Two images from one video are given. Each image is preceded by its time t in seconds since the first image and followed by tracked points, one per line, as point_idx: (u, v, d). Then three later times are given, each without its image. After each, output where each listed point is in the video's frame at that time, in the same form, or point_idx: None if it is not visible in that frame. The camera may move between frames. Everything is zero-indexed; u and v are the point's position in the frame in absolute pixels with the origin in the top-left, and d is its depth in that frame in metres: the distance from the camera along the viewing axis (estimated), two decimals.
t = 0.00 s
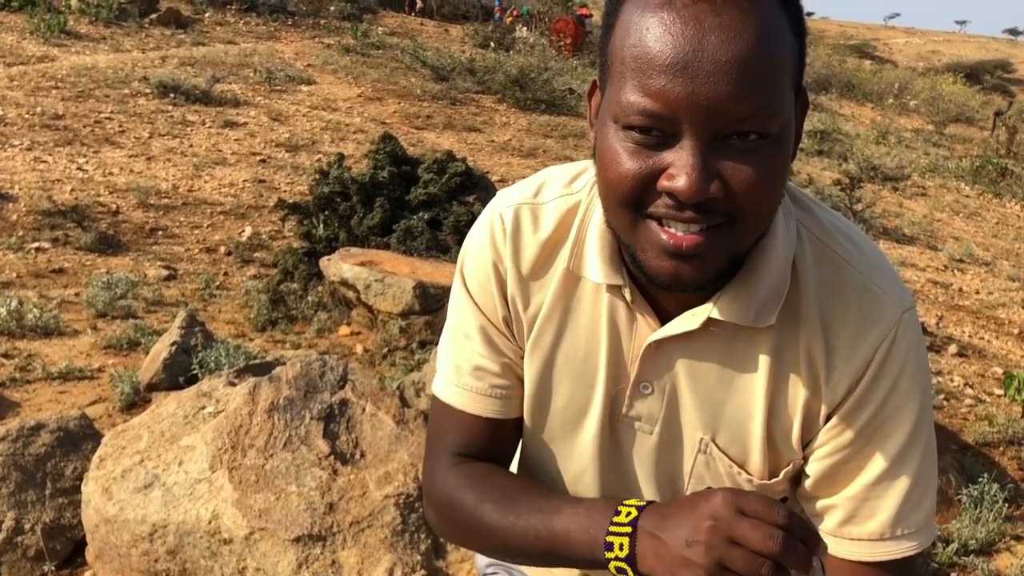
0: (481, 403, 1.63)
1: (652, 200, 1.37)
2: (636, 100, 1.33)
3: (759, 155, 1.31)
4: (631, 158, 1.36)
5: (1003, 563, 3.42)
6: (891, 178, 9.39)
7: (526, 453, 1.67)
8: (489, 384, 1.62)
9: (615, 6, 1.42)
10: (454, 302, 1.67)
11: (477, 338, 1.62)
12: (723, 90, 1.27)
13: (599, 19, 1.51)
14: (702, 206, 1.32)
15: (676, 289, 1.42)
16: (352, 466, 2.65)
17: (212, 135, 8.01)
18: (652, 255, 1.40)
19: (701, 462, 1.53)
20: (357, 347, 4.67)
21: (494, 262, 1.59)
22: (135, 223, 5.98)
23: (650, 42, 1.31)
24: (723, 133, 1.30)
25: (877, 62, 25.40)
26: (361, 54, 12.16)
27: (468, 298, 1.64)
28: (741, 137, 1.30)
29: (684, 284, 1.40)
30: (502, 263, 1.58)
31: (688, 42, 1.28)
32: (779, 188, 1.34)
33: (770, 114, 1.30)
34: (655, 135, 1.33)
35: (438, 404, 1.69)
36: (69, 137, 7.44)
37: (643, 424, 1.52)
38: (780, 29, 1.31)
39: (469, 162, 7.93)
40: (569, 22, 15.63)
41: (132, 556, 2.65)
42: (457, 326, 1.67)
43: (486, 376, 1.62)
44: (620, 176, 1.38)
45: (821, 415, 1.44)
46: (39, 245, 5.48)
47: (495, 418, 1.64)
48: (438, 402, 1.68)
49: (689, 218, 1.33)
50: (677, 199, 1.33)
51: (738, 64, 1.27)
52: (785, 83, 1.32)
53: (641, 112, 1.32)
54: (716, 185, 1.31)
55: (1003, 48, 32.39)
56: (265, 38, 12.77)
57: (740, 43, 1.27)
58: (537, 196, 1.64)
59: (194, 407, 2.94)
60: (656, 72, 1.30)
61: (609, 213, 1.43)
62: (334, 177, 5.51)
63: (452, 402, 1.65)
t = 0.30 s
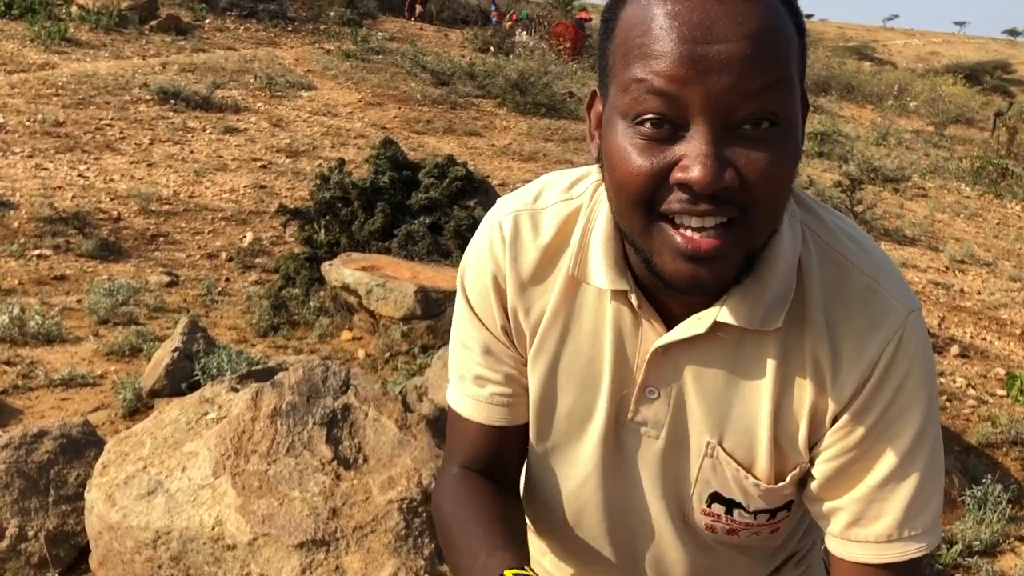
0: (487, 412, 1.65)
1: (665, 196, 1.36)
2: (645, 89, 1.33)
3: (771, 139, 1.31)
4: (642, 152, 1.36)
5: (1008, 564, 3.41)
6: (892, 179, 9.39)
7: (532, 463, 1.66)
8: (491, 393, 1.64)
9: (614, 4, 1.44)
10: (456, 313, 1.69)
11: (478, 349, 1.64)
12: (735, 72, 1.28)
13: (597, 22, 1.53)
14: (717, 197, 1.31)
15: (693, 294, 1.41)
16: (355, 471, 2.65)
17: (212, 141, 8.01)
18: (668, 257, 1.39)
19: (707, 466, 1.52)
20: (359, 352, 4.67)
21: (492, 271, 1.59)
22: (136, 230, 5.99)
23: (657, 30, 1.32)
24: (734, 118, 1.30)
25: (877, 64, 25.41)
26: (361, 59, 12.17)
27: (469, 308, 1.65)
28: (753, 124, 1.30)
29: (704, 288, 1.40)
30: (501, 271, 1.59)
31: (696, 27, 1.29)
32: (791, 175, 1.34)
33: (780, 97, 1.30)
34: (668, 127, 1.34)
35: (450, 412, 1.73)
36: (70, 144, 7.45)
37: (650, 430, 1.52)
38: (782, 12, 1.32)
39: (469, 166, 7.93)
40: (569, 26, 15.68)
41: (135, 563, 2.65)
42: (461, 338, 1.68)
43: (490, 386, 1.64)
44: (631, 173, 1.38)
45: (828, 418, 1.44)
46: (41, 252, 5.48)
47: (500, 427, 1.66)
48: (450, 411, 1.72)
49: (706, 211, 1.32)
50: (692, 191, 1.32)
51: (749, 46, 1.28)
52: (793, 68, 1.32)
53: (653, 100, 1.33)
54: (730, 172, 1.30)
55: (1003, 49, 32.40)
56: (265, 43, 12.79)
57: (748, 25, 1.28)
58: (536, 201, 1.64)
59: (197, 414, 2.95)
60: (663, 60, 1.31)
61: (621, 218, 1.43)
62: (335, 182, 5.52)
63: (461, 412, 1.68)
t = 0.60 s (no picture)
0: (486, 424, 1.69)
1: (675, 223, 1.36)
2: (646, 121, 1.33)
3: (778, 163, 1.31)
4: (649, 181, 1.36)
5: (1014, 563, 3.41)
6: (891, 178, 9.39)
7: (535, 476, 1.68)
8: (488, 407, 1.68)
9: (608, 33, 1.43)
10: (456, 332, 1.70)
11: (477, 365, 1.67)
12: (737, 100, 1.27)
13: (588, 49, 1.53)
14: (727, 224, 1.32)
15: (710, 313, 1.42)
16: (358, 479, 2.65)
17: (212, 150, 8.02)
18: (682, 282, 1.40)
19: (715, 477, 1.53)
20: (361, 359, 4.67)
21: (490, 290, 1.60)
22: (136, 239, 5.99)
23: (657, 62, 1.32)
24: (739, 144, 1.30)
25: (875, 63, 25.43)
26: (359, 65, 12.19)
27: (465, 325, 1.67)
28: (759, 146, 1.30)
29: (719, 307, 1.40)
30: (499, 290, 1.59)
31: (695, 59, 1.29)
32: (797, 195, 1.34)
33: (783, 120, 1.30)
34: (672, 155, 1.34)
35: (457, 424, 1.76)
36: (70, 155, 7.45)
37: (656, 443, 1.53)
38: (776, 33, 1.32)
39: (469, 171, 7.94)
40: (567, 29, 15.79)
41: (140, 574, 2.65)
42: (460, 353, 1.70)
43: (487, 400, 1.67)
44: (639, 203, 1.38)
45: (832, 424, 1.44)
46: (42, 263, 5.49)
47: (499, 438, 1.70)
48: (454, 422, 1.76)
49: (717, 237, 1.32)
50: (702, 218, 1.32)
51: (750, 73, 1.27)
52: (792, 89, 1.32)
53: (656, 132, 1.32)
54: (740, 199, 1.30)
55: (1000, 46, 32.40)
56: (263, 51, 12.80)
57: (746, 53, 1.28)
58: (531, 216, 1.63)
59: (200, 423, 2.95)
60: (664, 92, 1.31)
61: (626, 239, 1.44)
62: (335, 190, 5.52)
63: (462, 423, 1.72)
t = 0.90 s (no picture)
0: (486, 433, 1.69)
1: (655, 223, 1.37)
2: (630, 118, 1.34)
3: (758, 169, 1.31)
4: (630, 180, 1.37)
5: (1018, 562, 3.40)
6: (888, 177, 9.40)
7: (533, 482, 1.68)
8: (488, 413, 1.68)
9: (604, 32, 1.43)
10: (455, 340, 1.70)
11: (477, 373, 1.67)
12: (718, 104, 1.27)
13: (586, 48, 1.53)
14: (704, 224, 1.32)
15: (683, 314, 1.42)
16: (360, 489, 2.65)
17: (209, 160, 8.03)
18: (658, 280, 1.40)
19: (710, 480, 1.53)
20: (361, 368, 4.67)
21: (488, 296, 1.60)
22: (136, 251, 5.99)
23: (643, 62, 1.32)
24: (720, 147, 1.30)
25: (870, 63, 25.45)
26: (356, 73, 12.21)
27: (465, 332, 1.67)
28: (740, 151, 1.30)
29: (694, 308, 1.40)
30: (497, 297, 1.59)
31: (680, 61, 1.29)
32: (778, 200, 1.34)
33: (767, 127, 1.30)
34: (654, 155, 1.34)
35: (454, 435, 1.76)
36: (68, 168, 7.46)
37: (651, 447, 1.52)
38: (766, 41, 1.31)
39: (467, 178, 7.94)
40: (562, 35, 15.82)
41: None
42: (461, 362, 1.71)
43: (487, 408, 1.67)
44: (620, 200, 1.39)
45: (827, 430, 1.44)
46: (41, 276, 5.49)
47: (498, 446, 1.70)
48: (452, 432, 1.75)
49: (693, 239, 1.33)
50: (680, 219, 1.33)
51: (733, 80, 1.27)
52: (779, 96, 1.32)
53: (639, 130, 1.33)
54: (717, 203, 1.30)
55: (996, 44, 32.46)
56: (259, 61, 12.82)
57: (731, 59, 1.28)
58: (528, 223, 1.64)
59: (201, 436, 2.95)
60: (648, 92, 1.31)
61: (612, 242, 1.44)
62: (333, 199, 5.52)
63: (462, 433, 1.72)
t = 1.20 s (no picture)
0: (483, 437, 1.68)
1: (668, 230, 1.37)
2: (639, 127, 1.34)
3: (769, 169, 1.32)
4: (641, 188, 1.37)
5: (1019, 561, 3.40)
6: (884, 179, 9.42)
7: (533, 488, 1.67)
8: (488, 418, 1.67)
9: (598, 43, 1.44)
10: (454, 344, 1.70)
11: (476, 377, 1.67)
12: (728, 109, 1.28)
13: (577, 60, 1.54)
14: (719, 229, 1.32)
15: (700, 317, 1.42)
16: (360, 498, 2.65)
17: (206, 170, 8.04)
18: (676, 285, 1.40)
19: (710, 483, 1.53)
20: (360, 376, 4.67)
21: (486, 300, 1.60)
22: (133, 262, 5.99)
23: (649, 72, 1.32)
24: (732, 151, 1.30)
25: (865, 64, 25.50)
26: (351, 82, 12.23)
27: (465, 339, 1.67)
28: (748, 154, 1.31)
29: (711, 310, 1.41)
30: (496, 300, 1.59)
31: (688, 67, 1.30)
32: (786, 201, 1.35)
33: (774, 128, 1.31)
34: (665, 164, 1.34)
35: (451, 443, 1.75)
36: (65, 180, 7.46)
37: (652, 450, 1.53)
38: (764, 44, 1.32)
39: (464, 184, 7.95)
40: (557, 40, 15.86)
41: None
42: (459, 368, 1.70)
43: (487, 412, 1.66)
44: (631, 210, 1.39)
45: (825, 431, 1.44)
46: (39, 288, 5.49)
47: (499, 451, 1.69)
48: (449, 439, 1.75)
49: (710, 243, 1.33)
50: (695, 224, 1.33)
51: (741, 82, 1.28)
52: (780, 96, 1.33)
53: (650, 138, 1.33)
54: (733, 205, 1.31)
55: (989, 44, 32.55)
56: (255, 70, 12.84)
57: (737, 62, 1.29)
58: (525, 228, 1.65)
59: (200, 446, 2.95)
60: (656, 101, 1.32)
61: (618, 248, 1.45)
62: (329, 208, 5.53)
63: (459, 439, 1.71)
